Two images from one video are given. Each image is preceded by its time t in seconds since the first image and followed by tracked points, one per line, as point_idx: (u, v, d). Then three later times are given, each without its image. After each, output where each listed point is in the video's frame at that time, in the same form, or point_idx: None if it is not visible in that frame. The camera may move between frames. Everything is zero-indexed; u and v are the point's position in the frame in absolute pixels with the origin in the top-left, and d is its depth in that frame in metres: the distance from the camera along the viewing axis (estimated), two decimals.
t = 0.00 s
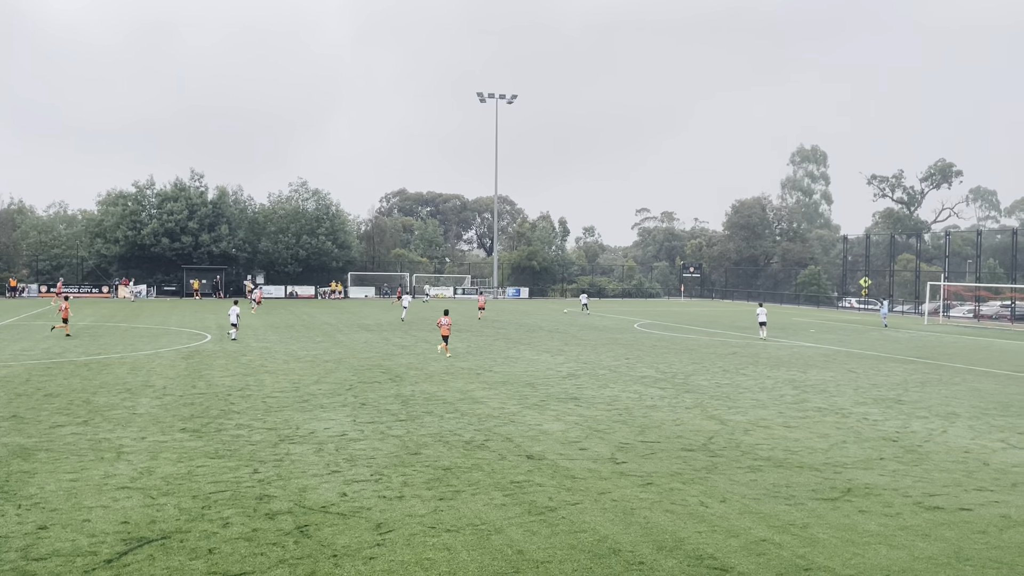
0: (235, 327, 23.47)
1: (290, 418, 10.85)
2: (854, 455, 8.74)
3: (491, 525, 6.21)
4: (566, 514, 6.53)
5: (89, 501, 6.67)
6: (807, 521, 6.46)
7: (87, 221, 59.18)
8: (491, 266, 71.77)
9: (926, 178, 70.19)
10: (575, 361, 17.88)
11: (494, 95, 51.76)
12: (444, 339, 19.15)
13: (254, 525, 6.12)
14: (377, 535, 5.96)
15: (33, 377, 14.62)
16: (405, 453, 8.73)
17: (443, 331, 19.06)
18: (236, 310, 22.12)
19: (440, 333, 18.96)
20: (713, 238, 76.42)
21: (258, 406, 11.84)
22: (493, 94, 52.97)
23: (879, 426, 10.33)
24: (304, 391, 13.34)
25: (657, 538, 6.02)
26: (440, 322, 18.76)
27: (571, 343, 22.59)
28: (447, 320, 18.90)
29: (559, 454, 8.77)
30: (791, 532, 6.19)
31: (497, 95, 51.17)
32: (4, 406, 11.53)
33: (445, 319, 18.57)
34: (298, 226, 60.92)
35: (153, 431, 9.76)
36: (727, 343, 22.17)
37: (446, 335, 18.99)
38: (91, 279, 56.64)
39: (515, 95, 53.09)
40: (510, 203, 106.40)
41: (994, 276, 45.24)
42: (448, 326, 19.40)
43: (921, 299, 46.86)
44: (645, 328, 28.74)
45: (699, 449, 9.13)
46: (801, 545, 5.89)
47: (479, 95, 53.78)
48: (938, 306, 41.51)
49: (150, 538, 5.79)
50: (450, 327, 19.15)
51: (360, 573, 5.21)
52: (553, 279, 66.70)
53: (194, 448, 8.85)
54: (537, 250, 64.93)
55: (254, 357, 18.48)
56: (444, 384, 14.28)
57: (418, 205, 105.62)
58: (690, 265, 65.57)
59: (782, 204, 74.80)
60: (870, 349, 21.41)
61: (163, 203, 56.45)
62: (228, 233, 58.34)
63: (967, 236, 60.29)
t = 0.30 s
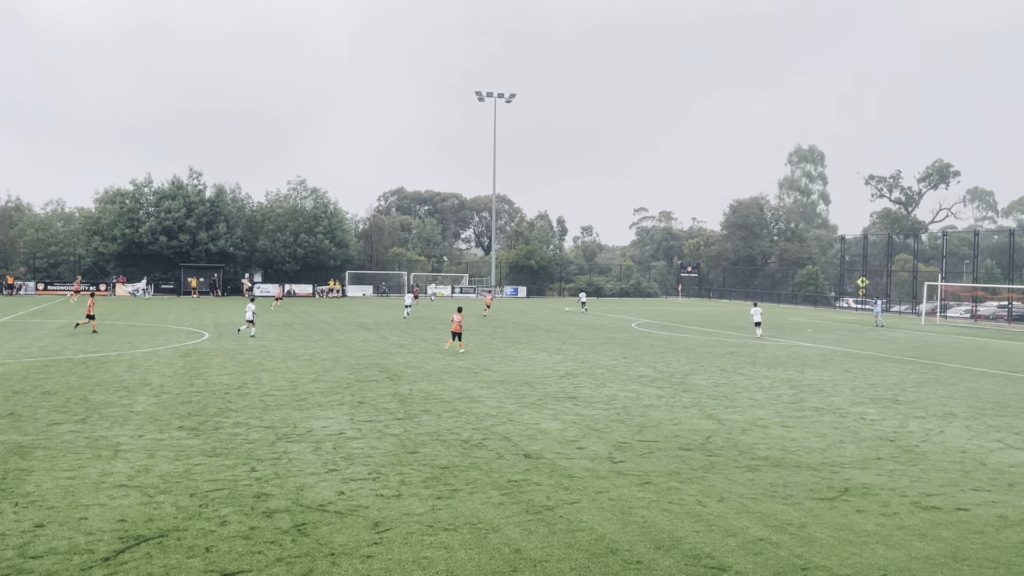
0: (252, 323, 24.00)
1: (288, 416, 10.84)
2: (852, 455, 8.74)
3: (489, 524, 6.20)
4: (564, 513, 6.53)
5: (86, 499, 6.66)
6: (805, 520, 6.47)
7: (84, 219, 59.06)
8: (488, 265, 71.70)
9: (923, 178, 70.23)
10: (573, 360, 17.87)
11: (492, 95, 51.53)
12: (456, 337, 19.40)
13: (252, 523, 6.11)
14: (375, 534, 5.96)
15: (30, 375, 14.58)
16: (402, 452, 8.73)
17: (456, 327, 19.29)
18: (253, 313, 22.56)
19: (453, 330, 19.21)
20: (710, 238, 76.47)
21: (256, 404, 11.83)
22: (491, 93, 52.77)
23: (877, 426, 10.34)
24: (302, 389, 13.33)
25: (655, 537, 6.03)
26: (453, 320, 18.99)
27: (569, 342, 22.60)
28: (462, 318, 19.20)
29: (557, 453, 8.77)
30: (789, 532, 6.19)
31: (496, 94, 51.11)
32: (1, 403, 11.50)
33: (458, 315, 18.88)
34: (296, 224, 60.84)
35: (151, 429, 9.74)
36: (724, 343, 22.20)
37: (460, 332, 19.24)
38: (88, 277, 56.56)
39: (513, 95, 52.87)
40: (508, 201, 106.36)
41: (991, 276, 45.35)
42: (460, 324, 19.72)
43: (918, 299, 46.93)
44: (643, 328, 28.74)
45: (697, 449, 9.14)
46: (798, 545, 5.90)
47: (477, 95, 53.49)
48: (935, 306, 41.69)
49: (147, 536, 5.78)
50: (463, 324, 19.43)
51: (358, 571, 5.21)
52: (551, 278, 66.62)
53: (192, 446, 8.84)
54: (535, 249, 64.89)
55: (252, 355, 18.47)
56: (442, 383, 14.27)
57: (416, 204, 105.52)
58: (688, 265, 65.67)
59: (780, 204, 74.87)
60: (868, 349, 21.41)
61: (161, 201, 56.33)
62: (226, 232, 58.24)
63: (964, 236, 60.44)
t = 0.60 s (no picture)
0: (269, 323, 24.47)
1: (287, 415, 10.85)
2: (851, 455, 8.76)
3: (488, 524, 6.21)
4: (563, 513, 6.53)
5: (85, 497, 6.65)
6: (804, 520, 6.48)
7: (83, 217, 58.97)
8: (488, 265, 71.69)
9: (923, 179, 70.27)
10: (572, 360, 17.89)
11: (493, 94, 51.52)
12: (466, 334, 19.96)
13: (250, 522, 6.11)
14: (374, 533, 5.96)
15: (29, 373, 14.58)
16: (401, 451, 8.73)
17: (467, 325, 19.99)
18: (272, 306, 22.95)
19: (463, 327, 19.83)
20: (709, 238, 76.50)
21: (255, 402, 11.84)
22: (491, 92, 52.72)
23: (876, 426, 10.35)
24: (302, 388, 13.34)
25: (654, 537, 6.03)
26: (465, 317, 19.63)
27: (568, 341, 22.63)
28: (472, 315, 19.85)
29: (556, 453, 8.78)
30: (787, 532, 6.20)
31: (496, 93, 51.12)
32: (1, 401, 11.50)
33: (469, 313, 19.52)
34: (296, 223, 60.79)
35: (150, 428, 9.73)
36: (723, 343, 22.23)
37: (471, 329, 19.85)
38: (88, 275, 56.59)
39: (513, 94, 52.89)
40: (508, 201, 106.34)
41: (990, 276, 45.31)
42: (472, 322, 20.37)
43: (917, 300, 46.98)
44: (642, 328, 28.75)
45: (696, 449, 9.14)
46: (797, 545, 5.90)
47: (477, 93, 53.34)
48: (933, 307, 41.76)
49: (145, 535, 5.78)
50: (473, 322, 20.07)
51: (358, 570, 5.21)
52: (550, 278, 66.66)
53: (191, 445, 8.83)
54: (534, 249, 64.90)
55: (251, 354, 18.46)
56: (441, 382, 14.27)
57: (415, 204, 105.46)
58: (688, 265, 65.73)
59: (779, 204, 74.91)
60: (867, 350, 21.43)
61: (161, 199, 56.27)
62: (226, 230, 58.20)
63: (963, 236, 60.53)
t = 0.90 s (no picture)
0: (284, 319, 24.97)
1: (287, 414, 10.84)
2: (851, 456, 8.75)
3: (487, 523, 6.21)
4: (562, 513, 6.53)
5: (84, 496, 6.65)
6: (802, 521, 6.47)
7: (83, 215, 58.98)
8: (487, 264, 71.62)
9: (923, 180, 70.28)
10: (571, 360, 17.89)
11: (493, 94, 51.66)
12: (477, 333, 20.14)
13: (250, 521, 6.11)
14: (373, 532, 5.96)
15: (29, 371, 14.58)
16: (401, 450, 8.72)
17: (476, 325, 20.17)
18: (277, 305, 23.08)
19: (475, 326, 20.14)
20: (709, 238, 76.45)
21: (254, 401, 11.84)
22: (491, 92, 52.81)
23: (875, 427, 10.35)
24: (301, 387, 13.34)
25: (652, 537, 6.03)
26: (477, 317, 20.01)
27: (568, 342, 22.61)
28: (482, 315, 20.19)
29: (555, 453, 8.77)
30: (786, 532, 6.20)
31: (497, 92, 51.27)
32: None
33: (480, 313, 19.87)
34: (296, 222, 60.72)
35: (149, 426, 9.73)
36: (723, 344, 22.24)
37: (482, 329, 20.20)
38: (87, 274, 56.66)
39: (512, 94, 53.16)
40: (508, 201, 106.27)
41: (989, 278, 45.35)
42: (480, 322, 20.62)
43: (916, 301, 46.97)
44: (642, 328, 28.73)
45: (695, 449, 9.14)
46: (796, 546, 5.90)
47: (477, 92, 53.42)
48: (932, 308, 41.79)
49: (144, 534, 5.78)
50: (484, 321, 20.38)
51: (357, 570, 5.21)
52: (550, 278, 66.68)
53: (190, 443, 8.83)
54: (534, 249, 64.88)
55: (250, 353, 18.46)
56: (440, 382, 14.26)
57: (415, 203, 105.37)
58: (688, 265, 65.71)
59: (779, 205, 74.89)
60: (868, 351, 21.39)
61: (161, 198, 56.23)
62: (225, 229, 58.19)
63: (962, 237, 60.57)
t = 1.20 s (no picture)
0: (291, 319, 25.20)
1: (286, 413, 10.84)
2: (849, 457, 8.75)
3: (486, 523, 6.21)
4: (561, 513, 6.53)
5: (83, 495, 6.64)
6: (801, 522, 6.47)
7: (82, 214, 58.95)
8: (487, 265, 71.57)
9: (922, 181, 70.31)
10: (570, 360, 17.90)
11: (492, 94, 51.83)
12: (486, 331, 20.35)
13: (248, 520, 6.11)
14: (372, 531, 5.96)
15: (27, 370, 14.56)
16: (399, 450, 8.72)
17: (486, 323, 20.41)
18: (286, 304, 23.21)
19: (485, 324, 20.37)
20: (709, 238, 76.45)
21: (252, 401, 11.83)
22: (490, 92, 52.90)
23: (874, 428, 10.35)
24: (300, 387, 13.33)
25: (650, 537, 6.03)
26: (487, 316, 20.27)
27: (567, 342, 22.60)
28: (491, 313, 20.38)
29: (554, 453, 8.77)
30: (784, 533, 6.20)
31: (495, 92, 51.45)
32: None
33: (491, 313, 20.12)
34: (295, 222, 60.61)
35: (147, 426, 9.72)
36: (722, 345, 22.25)
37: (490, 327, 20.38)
38: (86, 273, 56.60)
39: (511, 94, 53.49)
40: (507, 201, 106.19)
41: (989, 280, 45.30)
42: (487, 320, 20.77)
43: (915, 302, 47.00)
44: (641, 329, 28.73)
45: (694, 449, 9.14)
46: (794, 546, 5.90)
47: (476, 92, 53.47)
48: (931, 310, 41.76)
49: (143, 533, 5.78)
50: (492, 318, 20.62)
51: (356, 569, 5.20)
52: (549, 278, 66.73)
53: (189, 443, 8.83)
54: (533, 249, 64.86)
55: (249, 353, 18.44)
56: (439, 382, 14.25)
57: (414, 203, 105.23)
58: (686, 266, 65.70)
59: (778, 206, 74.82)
60: (867, 352, 21.37)
61: (159, 197, 56.14)
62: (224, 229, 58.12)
63: (962, 239, 60.58)
